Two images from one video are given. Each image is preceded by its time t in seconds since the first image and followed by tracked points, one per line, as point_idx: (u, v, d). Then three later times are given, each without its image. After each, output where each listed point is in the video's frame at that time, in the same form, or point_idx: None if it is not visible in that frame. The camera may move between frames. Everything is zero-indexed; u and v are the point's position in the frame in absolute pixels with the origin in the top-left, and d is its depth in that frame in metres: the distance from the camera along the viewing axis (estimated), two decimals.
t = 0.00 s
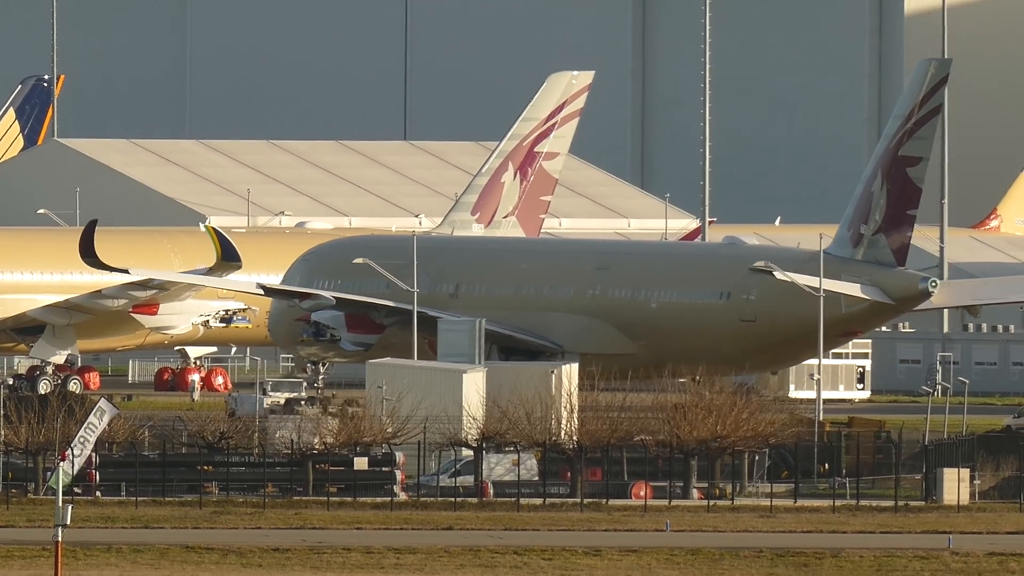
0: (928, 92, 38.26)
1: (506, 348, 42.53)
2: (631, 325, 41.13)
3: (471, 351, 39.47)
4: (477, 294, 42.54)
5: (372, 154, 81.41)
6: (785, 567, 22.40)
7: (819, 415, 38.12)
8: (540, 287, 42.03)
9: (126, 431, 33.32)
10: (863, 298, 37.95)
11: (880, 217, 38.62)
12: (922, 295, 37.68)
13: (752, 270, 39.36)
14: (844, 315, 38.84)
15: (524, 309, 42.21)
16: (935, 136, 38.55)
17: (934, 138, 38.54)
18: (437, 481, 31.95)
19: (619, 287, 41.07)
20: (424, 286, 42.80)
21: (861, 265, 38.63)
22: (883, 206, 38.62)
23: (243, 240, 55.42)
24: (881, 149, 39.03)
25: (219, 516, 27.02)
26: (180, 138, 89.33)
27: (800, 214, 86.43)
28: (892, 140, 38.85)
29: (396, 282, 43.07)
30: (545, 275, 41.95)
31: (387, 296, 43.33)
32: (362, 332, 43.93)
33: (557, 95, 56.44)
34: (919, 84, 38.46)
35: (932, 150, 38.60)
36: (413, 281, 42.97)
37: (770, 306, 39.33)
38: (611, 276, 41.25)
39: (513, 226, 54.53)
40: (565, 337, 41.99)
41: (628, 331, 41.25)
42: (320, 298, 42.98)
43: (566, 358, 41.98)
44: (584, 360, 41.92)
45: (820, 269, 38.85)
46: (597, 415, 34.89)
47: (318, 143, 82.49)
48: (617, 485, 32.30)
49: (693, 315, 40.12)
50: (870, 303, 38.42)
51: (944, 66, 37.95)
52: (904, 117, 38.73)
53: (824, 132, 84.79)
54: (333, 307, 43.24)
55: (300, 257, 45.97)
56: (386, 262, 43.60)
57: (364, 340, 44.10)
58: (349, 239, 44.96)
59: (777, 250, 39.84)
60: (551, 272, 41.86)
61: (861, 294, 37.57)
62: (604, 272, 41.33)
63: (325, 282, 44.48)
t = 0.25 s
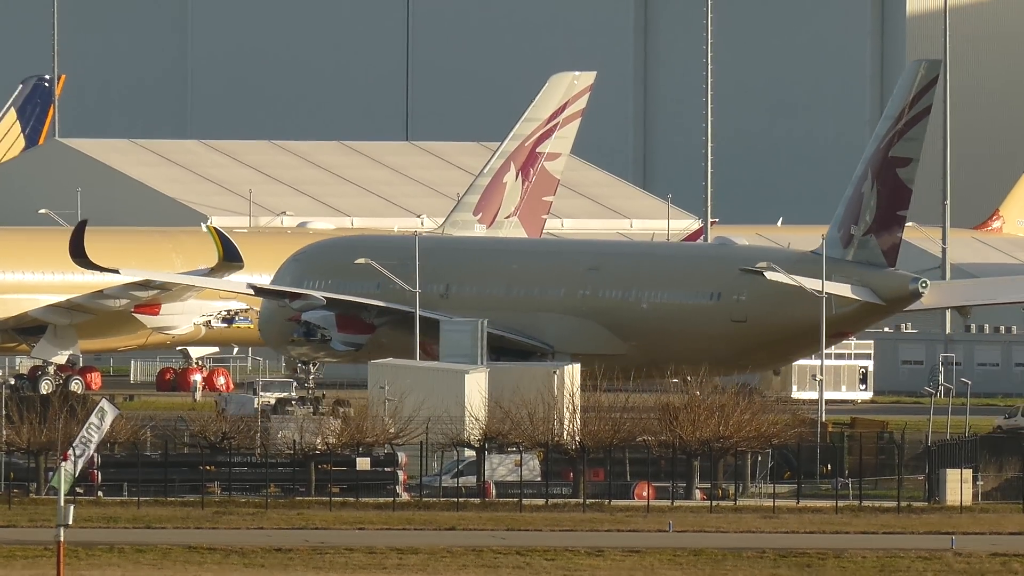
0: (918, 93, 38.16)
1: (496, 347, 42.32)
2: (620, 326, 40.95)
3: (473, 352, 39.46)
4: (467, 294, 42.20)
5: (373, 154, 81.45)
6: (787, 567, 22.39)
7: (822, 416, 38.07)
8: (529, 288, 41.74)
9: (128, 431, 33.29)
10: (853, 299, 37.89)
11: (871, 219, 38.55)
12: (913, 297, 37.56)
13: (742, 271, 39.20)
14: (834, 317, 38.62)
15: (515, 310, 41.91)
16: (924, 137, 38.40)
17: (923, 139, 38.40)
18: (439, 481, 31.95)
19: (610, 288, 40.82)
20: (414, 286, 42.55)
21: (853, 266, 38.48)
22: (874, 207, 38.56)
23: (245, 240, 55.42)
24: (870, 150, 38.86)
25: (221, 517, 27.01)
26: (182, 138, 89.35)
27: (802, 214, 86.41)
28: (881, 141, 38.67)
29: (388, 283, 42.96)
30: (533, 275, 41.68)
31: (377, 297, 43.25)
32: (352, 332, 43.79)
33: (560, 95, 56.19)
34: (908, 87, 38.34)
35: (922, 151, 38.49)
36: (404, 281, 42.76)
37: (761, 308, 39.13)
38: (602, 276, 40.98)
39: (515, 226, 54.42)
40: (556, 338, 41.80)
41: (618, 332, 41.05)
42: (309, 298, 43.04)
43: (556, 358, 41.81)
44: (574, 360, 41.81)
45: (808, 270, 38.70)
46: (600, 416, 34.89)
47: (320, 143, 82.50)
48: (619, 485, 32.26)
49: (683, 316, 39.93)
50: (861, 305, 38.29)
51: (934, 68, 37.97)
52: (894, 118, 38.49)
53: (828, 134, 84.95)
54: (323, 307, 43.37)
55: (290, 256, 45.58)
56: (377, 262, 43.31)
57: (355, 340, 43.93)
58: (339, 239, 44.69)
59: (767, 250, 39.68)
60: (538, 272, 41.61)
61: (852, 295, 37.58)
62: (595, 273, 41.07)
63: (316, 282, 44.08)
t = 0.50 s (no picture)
0: (906, 101, 38.06)
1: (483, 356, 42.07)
2: (608, 333, 40.70)
3: (472, 359, 39.45)
4: (455, 301, 42.20)
5: (373, 163, 81.50)
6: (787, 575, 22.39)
7: (822, 422, 38.04)
8: (517, 296, 41.70)
9: (127, 439, 33.26)
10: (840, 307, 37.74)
11: (859, 225, 38.47)
12: (900, 303, 37.56)
13: (730, 278, 39.07)
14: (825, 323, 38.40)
15: (501, 318, 41.83)
16: (913, 144, 38.30)
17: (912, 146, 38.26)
18: (439, 489, 31.93)
19: (597, 296, 40.56)
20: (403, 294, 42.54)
21: (839, 274, 38.32)
22: (862, 214, 38.45)
23: (245, 248, 55.50)
24: (859, 157, 38.76)
25: (220, 525, 27.00)
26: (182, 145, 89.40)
27: (801, 222, 86.42)
28: (869, 148, 38.56)
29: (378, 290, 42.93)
30: (517, 283, 41.67)
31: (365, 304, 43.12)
32: (341, 339, 43.69)
33: (559, 103, 56.12)
34: (896, 95, 38.25)
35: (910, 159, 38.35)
36: (392, 289, 42.79)
37: (747, 316, 38.93)
38: (590, 284, 40.76)
39: (515, 234, 54.45)
40: (543, 346, 41.68)
41: (607, 339, 40.79)
42: (298, 306, 43.11)
43: (544, 365, 41.75)
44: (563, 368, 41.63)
45: (798, 278, 38.47)
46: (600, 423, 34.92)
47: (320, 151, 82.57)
48: (619, 493, 32.29)
49: (669, 324, 39.77)
50: (847, 313, 38.17)
51: (922, 75, 37.78)
52: (882, 125, 38.46)
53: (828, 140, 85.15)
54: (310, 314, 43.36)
55: (278, 265, 45.60)
56: (365, 271, 43.43)
57: (343, 347, 43.80)
58: (327, 247, 44.74)
59: (754, 259, 39.61)
60: (525, 281, 41.57)
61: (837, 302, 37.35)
62: (582, 281, 40.88)
63: (304, 289, 44.05)
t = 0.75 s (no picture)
0: (895, 109, 37.99)
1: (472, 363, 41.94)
2: (596, 340, 40.70)
3: (472, 367, 39.35)
4: (442, 309, 42.19)
5: (373, 170, 81.54)
6: None
7: (821, 430, 38.02)
8: (504, 304, 41.71)
9: (127, 446, 33.27)
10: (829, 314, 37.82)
11: (847, 233, 38.46)
12: (889, 310, 37.68)
13: (717, 286, 39.05)
14: (809, 331, 38.38)
15: (487, 324, 41.79)
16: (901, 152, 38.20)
17: (900, 154, 38.18)
18: (439, 497, 31.91)
19: (585, 303, 40.69)
20: (391, 302, 42.60)
21: (828, 281, 38.35)
22: (849, 222, 38.47)
23: (245, 256, 55.55)
24: (848, 164, 38.74)
25: (220, 532, 26.99)
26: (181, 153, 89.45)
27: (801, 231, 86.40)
28: (859, 155, 38.51)
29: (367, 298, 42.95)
30: (503, 292, 41.71)
31: (352, 311, 43.12)
32: (329, 347, 43.55)
33: (559, 111, 56.17)
34: (884, 102, 38.21)
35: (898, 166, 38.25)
36: (381, 297, 42.88)
37: (736, 323, 38.95)
38: (576, 291, 40.90)
39: (515, 241, 54.38)
40: (532, 353, 41.58)
41: (594, 347, 40.79)
42: (287, 315, 42.72)
43: (532, 372, 41.56)
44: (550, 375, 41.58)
45: (787, 283, 38.64)
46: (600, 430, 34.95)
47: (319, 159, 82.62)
48: (618, 500, 32.27)
49: (658, 331, 39.80)
50: (836, 321, 38.19)
51: (910, 82, 37.69)
52: (871, 133, 38.39)
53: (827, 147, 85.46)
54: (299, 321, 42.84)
55: (266, 272, 45.47)
56: (353, 279, 43.39)
57: (331, 355, 43.71)
58: (315, 254, 44.64)
59: (743, 266, 39.59)
60: (513, 289, 41.60)
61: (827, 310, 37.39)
62: (570, 288, 41.01)
63: (292, 297, 43.91)
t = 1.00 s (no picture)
0: (883, 114, 38.16)
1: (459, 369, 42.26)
2: (585, 346, 40.62)
3: (472, 372, 39.41)
4: (431, 314, 42.15)
5: (373, 176, 81.59)
6: None
7: (822, 436, 38.02)
8: (493, 310, 41.70)
9: (128, 452, 33.31)
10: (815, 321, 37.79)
11: (836, 238, 38.55)
12: (877, 315, 37.75)
13: (706, 292, 38.97)
14: (796, 337, 38.29)
15: (474, 330, 41.80)
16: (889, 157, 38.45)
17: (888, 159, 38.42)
18: (439, 503, 31.88)
19: (575, 308, 40.55)
20: (380, 307, 42.78)
21: (816, 287, 38.35)
22: (838, 228, 38.60)
23: (246, 262, 55.62)
24: (836, 169, 38.96)
25: (220, 538, 27.00)
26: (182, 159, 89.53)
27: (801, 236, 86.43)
28: (847, 161, 38.71)
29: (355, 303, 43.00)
30: (494, 296, 41.69)
31: (341, 317, 43.16)
32: (317, 353, 43.45)
33: (559, 116, 56.10)
34: (873, 107, 38.41)
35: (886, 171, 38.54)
36: (370, 302, 43.01)
37: (724, 328, 38.85)
38: (566, 296, 40.82)
39: (515, 247, 54.37)
40: (520, 358, 41.59)
41: (583, 352, 40.71)
42: (276, 319, 42.33)
43: (520, 378, 41.60)
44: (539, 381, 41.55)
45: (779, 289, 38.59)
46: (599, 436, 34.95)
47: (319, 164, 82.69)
48: (618, 506, 32.27)
49: (645, 336, 39.71)
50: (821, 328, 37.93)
51: (899, 88, 37.96)
52: (859, 138, 38.57)
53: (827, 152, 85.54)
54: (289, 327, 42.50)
55: (254, 278, 45.59)
56: (341, 284, 43.47)
57: (319, 360, 43.57)
58: (303, 261, 44.70)
59: (731, 271, 39.43)
60: (501, 293, 41.64)
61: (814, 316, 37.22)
62: (558, 294, 40.94)
63: (281, 302, 43.92)
